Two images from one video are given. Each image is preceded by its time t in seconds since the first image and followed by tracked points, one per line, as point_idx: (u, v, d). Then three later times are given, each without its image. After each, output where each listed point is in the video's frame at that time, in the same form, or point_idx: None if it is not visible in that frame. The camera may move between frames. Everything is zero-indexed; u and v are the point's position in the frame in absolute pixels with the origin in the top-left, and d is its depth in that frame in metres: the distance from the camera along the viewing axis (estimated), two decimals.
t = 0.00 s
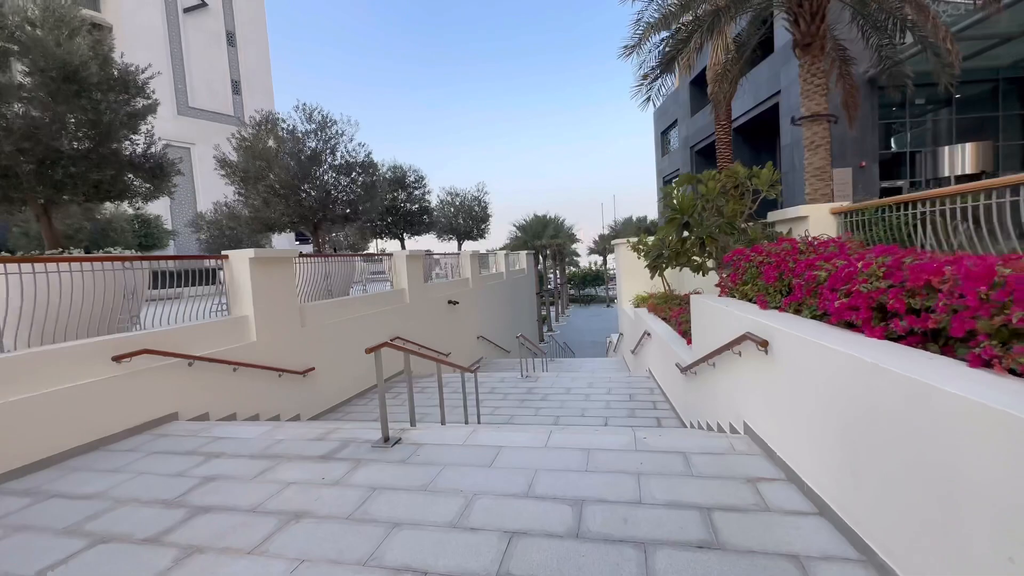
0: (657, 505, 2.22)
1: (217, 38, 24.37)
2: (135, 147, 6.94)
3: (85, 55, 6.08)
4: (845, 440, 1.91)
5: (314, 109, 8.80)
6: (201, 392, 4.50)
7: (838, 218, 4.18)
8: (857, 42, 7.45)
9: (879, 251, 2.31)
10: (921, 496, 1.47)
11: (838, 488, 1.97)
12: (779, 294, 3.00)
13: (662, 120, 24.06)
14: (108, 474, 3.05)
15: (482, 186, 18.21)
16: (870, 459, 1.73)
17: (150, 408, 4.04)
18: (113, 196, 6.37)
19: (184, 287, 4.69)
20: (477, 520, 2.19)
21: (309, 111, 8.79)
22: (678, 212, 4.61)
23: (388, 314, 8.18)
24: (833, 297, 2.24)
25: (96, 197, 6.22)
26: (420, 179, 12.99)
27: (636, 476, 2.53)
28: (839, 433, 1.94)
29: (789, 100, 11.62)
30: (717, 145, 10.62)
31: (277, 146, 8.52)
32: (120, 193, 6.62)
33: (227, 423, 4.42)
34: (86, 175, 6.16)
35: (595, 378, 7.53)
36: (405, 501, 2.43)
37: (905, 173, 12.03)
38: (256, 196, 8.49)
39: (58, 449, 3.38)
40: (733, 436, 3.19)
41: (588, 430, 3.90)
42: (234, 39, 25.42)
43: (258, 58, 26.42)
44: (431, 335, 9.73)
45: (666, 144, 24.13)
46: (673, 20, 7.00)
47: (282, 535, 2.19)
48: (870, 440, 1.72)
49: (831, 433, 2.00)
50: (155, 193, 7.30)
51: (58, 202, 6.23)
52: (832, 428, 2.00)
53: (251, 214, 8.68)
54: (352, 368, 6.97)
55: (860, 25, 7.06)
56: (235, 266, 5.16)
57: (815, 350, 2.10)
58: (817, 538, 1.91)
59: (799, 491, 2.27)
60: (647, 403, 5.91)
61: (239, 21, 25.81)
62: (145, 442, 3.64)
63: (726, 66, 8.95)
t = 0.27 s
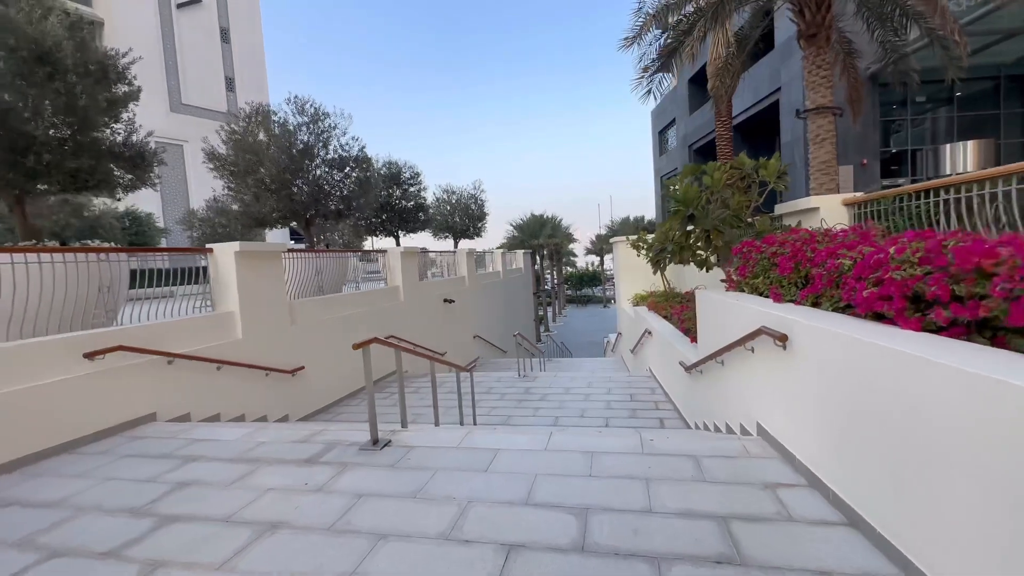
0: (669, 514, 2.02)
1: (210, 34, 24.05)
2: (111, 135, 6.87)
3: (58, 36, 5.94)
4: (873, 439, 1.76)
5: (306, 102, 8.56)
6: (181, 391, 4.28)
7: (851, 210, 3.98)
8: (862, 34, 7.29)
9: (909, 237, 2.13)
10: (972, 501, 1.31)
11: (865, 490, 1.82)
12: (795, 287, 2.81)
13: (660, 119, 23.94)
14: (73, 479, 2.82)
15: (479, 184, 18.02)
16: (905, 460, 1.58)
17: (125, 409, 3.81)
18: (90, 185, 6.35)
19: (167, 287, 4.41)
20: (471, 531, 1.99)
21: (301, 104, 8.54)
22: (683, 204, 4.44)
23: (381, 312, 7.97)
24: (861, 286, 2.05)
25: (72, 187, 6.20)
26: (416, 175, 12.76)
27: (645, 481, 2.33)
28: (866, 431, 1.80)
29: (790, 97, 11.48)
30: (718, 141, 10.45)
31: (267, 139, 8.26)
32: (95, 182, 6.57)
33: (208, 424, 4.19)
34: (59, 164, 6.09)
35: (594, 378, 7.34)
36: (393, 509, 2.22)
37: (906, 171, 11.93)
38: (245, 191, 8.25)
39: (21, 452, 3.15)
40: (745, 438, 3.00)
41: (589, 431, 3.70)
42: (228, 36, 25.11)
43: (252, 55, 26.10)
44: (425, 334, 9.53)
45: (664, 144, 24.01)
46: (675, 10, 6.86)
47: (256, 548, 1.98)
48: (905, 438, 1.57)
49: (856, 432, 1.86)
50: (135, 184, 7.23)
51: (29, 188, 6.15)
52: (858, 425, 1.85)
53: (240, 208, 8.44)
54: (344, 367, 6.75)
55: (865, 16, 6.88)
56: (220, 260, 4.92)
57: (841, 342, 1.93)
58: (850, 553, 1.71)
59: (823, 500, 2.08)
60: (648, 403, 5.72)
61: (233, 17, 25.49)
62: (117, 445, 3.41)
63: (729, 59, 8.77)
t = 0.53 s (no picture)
0: (681, 530, 1.82)
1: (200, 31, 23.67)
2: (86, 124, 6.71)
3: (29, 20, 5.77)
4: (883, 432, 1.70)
5: (294, 95, 8.34)
6: (156, 394, 4.04)
7: (860, 203, 3.81)
8: (863, 28, 7.17)
9: (941, 225, 1.96)
10: (1022, 512, 1.17)
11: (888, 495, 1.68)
12: (809, 282, 2.63)
13: (655, 118, 23.86)
14: (28, 491, 2.59)
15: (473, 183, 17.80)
16: (938, 464, 1.44)
17: (93, 412, 3.57)
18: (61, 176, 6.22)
19: (150, 286, 4.23)
20: (461, 549, 1.78)
21: (289, 97, 8.32)
22: (686, 198, 4.23)
23: (372, 312, 7.75)
24: (890, 277, 1.87)
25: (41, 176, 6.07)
26: (408, 173, 12.53)
27: (651, 492, 2.13)
28: (876, 425, 1.73)
29: (787, 94, 11.37)
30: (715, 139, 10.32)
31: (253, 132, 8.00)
32: (66, 172, 6.42)
33: (185, 429, 3.95)
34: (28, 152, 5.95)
35: (590, 379, 7.17)
36: (376, 524, 2.01)
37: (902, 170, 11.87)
38: (231, 186, 7.99)
39: None
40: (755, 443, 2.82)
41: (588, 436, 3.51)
42: (219, 33, 24.73)
43: (243, 53, 25.73)
44: (418, 335, 9.31)
45: (659, 143, 23.94)
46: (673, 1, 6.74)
47: (219, 571, 1.76)
48: (940, 441, 1.43)
49: (865, 426, 1.80)
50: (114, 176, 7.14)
51: None
52: (868, 420, 1.79)
53: (226, 203, 8.17)
54: (332, 368, 6.51)
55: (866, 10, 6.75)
56: (199, 255, 4.69)
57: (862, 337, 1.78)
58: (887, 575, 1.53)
59: (848, 512, 1.90)
60: (647, 405, 5.55)
61: (223, 14, 25.12)
62: (82, 452, 3.17)
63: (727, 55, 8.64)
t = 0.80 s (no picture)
0: (696, 555, 1.60)
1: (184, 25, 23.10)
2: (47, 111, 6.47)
3: None
4: (885, 424, 1.68)
5: (276, 86, 8.05)
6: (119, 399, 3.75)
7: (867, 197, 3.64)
8: (860, 23, 7.06)
9: (980, 211, 1.76)
10: None
11: (897, 493, 1.64)
12: (823, 277, 2.44)
13: (646, 118, 23.81)
14: None
15: (464, 181, 17.54)
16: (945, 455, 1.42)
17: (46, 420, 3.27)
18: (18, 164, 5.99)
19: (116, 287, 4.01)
20: None
21: (270, 88, 8.03)
22: (683, 191, 4.04)
23: (357, 312, 7.48)
24: (926, 269, 1.67)
25: None
26: (397, 169, 12.24)
27: (659, 509, 1.91)
28: (879, 417, 1.71)
29: (779, 92, 11.29)
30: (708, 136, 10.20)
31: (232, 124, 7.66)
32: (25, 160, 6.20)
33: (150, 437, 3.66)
34: None
35: (584, 380, 6.96)
36: (348, 550, 1.77)
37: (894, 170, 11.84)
38: (209, 180, 7.63)
39: None
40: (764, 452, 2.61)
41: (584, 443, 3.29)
42: (204, 27, 24.17)
43: (229, 48, 25.19)
44: (405, 335, 9.05)
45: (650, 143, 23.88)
46: None
47: None
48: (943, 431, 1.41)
49: (868, 418, 1.78)
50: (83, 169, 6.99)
51: None
52: (869, 411, 1.77)
53: (203, 198, 7.82)
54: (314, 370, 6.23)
55: (863, 5, 6.63)
56: (169, 251, 4.40)
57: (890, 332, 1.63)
58: None
59: (880, 533, 1.70)
60: (643, 407, 5.34)
61: (208, 8, 24.56)
62: (30, 464, 2.88)
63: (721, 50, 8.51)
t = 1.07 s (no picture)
0: None
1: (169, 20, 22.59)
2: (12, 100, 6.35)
3: None
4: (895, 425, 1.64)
5: (259, 79, 7.77)
6: (80, 409, 3.47)
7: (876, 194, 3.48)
8: (858, 20, 6.97)
9: None
10: None
11: (906, 496, 1.60)
12: (841, 277, 2.27)
13: (638, 119, 23.76)
14: None
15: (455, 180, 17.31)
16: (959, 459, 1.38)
17: None
18: None
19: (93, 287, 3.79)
20: None
21: (253, 81, 7.75)
22: (684, 187, 3.85)
23: (343, 314, 7.22)
24: (972, 268, 1.50)
25: None
26: (386, 167, 11.98)
27: (671, 535, 1.71)
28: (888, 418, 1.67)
29: (773, 92, 11.21)
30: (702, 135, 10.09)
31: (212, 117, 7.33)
32: None
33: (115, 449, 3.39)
34: None
35: (578, 383, 6.77)
36: None
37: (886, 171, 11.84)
38: (188, 175, 7.31)
39: None
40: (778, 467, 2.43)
41: (582, 455, 3.08)
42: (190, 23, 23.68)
43: (215, 44, 24.69)
44: (394, 338, 8.80)
45: (642, 144, 23.84)
46: None
47: None
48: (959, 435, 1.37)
49: (877, 418, 1.73)
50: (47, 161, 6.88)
51: None
52: (878, 411, 1.72)
53: (181, 195, 7.49)
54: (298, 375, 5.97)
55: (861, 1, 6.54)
56: (139, 249, 4.12)
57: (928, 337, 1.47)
58: None
59: (921, 565, 1.51)
60: (640, 412, 5.16)
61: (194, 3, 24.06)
62: None
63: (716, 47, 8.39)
